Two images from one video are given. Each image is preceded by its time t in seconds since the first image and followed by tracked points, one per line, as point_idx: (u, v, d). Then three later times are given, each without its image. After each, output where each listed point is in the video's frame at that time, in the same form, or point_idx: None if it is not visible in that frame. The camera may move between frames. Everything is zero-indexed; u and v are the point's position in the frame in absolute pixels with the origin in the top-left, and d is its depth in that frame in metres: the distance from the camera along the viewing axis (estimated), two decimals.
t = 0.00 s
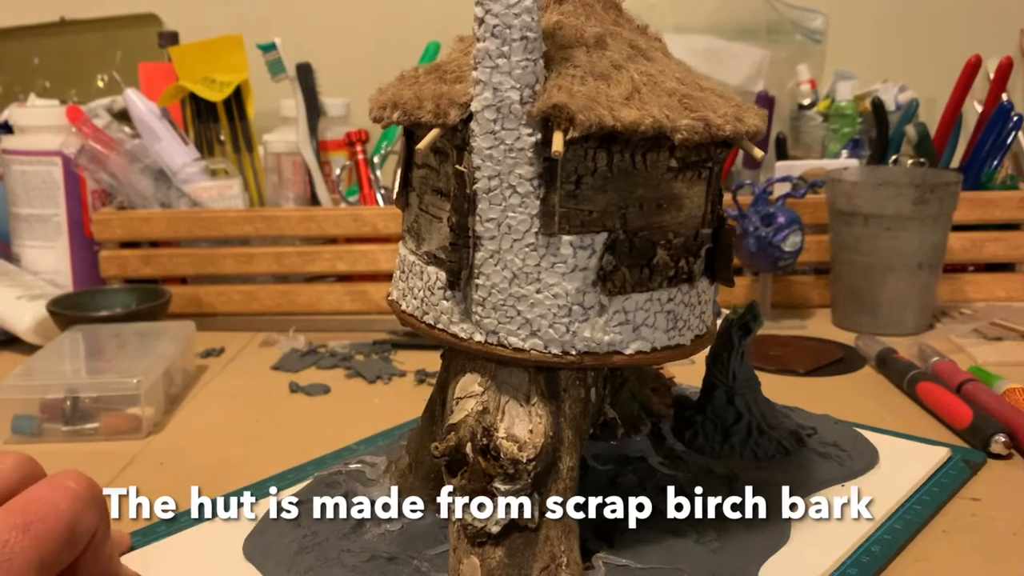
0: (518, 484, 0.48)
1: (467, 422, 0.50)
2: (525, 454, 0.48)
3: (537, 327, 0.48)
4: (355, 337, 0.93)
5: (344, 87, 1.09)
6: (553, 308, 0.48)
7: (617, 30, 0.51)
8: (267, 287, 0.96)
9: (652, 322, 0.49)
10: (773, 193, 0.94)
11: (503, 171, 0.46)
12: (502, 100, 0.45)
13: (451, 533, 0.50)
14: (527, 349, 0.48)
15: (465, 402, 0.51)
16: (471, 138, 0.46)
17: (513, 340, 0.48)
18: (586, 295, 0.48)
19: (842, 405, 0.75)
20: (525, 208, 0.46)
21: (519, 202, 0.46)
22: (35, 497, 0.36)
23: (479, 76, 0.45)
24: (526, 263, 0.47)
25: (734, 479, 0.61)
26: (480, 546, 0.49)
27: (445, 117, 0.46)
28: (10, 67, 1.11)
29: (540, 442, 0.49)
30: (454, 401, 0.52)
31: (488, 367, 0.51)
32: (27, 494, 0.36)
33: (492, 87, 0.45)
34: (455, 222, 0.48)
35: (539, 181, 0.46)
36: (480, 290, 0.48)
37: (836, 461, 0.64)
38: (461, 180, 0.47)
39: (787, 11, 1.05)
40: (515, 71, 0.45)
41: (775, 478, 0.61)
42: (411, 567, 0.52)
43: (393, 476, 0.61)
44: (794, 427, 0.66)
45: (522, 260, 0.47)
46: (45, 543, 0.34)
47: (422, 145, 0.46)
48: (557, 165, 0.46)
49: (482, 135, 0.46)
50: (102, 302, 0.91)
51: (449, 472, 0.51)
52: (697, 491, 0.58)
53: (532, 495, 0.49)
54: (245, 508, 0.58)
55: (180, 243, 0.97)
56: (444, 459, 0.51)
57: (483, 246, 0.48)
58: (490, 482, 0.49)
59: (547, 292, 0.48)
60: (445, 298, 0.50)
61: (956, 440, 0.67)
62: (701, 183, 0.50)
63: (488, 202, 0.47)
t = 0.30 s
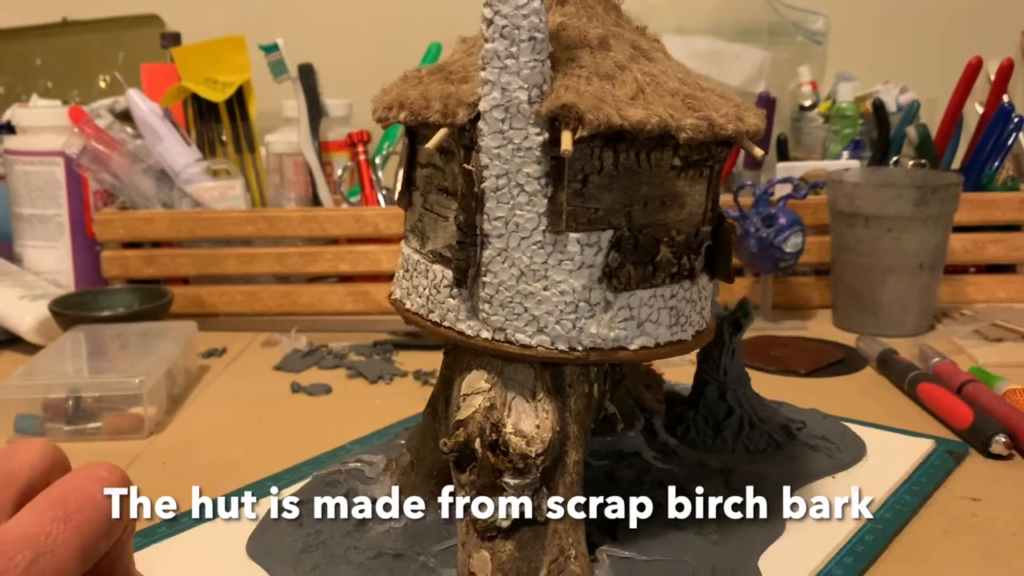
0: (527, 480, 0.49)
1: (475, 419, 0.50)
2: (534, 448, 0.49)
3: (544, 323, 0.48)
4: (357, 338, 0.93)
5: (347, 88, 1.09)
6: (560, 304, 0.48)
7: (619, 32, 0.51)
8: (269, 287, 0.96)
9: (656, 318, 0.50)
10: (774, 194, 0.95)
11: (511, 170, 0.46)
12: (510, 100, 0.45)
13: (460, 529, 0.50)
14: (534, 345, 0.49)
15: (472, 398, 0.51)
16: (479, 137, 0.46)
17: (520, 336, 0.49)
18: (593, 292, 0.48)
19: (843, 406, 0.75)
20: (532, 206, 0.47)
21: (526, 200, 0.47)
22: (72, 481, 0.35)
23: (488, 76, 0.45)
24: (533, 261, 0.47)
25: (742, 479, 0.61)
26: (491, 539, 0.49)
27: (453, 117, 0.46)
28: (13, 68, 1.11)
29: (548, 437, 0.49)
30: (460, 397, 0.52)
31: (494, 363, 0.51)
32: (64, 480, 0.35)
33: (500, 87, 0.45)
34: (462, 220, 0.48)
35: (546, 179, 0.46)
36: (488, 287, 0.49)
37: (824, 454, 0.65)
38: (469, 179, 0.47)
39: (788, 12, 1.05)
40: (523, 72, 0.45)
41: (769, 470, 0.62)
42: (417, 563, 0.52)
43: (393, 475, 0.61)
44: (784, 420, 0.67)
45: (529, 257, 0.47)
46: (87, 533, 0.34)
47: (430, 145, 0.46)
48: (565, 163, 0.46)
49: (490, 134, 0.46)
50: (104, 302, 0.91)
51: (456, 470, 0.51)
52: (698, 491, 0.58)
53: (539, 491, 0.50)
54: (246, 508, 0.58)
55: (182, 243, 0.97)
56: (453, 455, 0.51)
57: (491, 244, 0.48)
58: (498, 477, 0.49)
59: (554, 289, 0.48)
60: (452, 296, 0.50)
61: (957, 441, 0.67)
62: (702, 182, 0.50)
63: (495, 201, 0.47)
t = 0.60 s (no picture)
0: (538, 469, 0.49)
1: (483, 413, 0.50)
2: (543, 437, 0.48)
3: (549, 318, 0.48)
4: (359, 341, 0.93)
5: (347, 91, 1.09)
6: (564, 299, 0.48)
7: (613, 38, 0.52)
8: (270, 290, 0.96)
9: (653, 310, 0.50)
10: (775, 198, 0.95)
11: (518, 171, 0.46)
12: (517, 104, 0.45)
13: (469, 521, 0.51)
14: (540, 340, 0.48)
15: (478, 392, 0.51)
16: (486, 139, 0.46)
17: (526, 331, 0.48)
18: (596, 287, 0.48)
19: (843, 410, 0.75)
20: (539, 205, 0.47)
21: (533, 199, 0.46)
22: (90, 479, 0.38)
23: (495, 80, 0.45)
24: (539, 258, 0.47)
25: (729, 468, 0.63)
26: (503, 529, 0.49)
27: (461, 120, 0.46)
28: (16, 71, 1.11)
29: (554, 427, 0.49)
30: (465, 391, 0.51)
31: (498, 358, 0.51)
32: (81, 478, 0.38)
33: (508, 91, 0.45)
34: (469, 219, 0.47)
35: (552, 179, 0.46)
36: (494, 285, 0.48)
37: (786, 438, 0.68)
38: (477, 180, 0.46)
39: (788, 15, 1.05)
40: (531, 77, 0.45)
41: (746, 456, 0.65)
42: (425, 555, 0.52)
43: (388, 471, 0.62)
44: (752, 408, 0.70)
45: (535, 254, 0.47)
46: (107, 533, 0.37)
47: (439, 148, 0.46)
48: (571, 163, 0.46)
49: (498, 136, 0.46)
50: (105, 305, 0.91)
51: (463, 466, 0.51)
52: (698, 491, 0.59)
53: (549, 480, 0.49)
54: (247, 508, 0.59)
55: (183, 246, 0.97)
56: (462, 448, 0.51)
57: (497, 242, 0.48)
58: (509, 467, 0.49)
59: (559, 285, 0.48)
60: (456, 294, 0.50)
61: (958, 445, 0.67)
62: (692, 180, 0.51)
63: (503, 200, 0.47)
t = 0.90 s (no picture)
0: (577, 472, 0.49)
1: (518, 416, 0.50)
2: (582, 438, 0.49)
3: (582, 320, 0.49)
4: (363, 343, 0.93)
5: (352, 93, 1.09)
6: (597, 301, 0.48)
7: (630, 40, 0.52)
8: (275, 292, 0.96)
9: (679, 310, 0.51)
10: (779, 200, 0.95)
11: (553, 173, 0.46)
12: (553, 106, 0.46)
13: (505, 527, 0.50)
14: (572, 342, 0.49)
15: (509, 398, 0.50)
16: (521, 142, 0.46)
17: (558, 334, 0.49)
18: (627, 288, 0.49)
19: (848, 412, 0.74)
20: (573, 208, 0.47)
21: (567, 202, 0.47)
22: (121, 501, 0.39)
23: (531, 83, 0.46)
24: (573, 261, 0.48)
25: (726, 463, 0.65)
26: (545, 534, 0.49)
27: (495, 124, 0.46)
28: (21, 73, 1.11)
29: (589, 429, 0.50)
30: (495, 398, 0.51)
31: (528, 362, 0.51)
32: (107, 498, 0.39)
33: (545, 93, 0.46)
34: (502, 223, 0.47)
35: (586, 181, 0.47)
36: (527, 288, 0.48)
37: (774, 431, 0.70)
38: (512, 183, 0.47)
39: (792, 17, 1.05)
40: (567, 79, 0.46)
41: (740, 450, 0.67)
42: (456, 565, 0.52)
43: (399, 481, 0.61)
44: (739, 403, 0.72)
45: (569, 257, 0.48)
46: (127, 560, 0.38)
47: (474, 151, 0.46)
48: (606, 165, 0.47)
49: (533, 139, 0.46)
50: (110, 306, 0.91)
51: (495, 472, 0.50)
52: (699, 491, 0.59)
53: (589, 482, 0.50)
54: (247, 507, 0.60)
55: (188, 248, 0.97)
56: (497, 455, 0.50)
57: (531, 245, 0.48)
58: (549, 471, 0.49)
59: (592, 287, 0.48)
60: (485, 299, 0.49)
61: (963, 447, 0.67)
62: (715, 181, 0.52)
63: (537, 203, 0.47)
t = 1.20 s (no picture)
0: (609, 479, 0.49)
1: (544, 425, 0.50)
2: (609, 442, 0.50)
3: (604, 325, 0.49)
4: (364, 346, 0.94)
5: (353, 97, 1.09)
6: (619, 306, 0.49)
7: (633, 45, 0.53)
8: (275, 295, 0.96)
9: (689, 312, 0.53)
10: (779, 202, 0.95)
11: (579, 179, 0.47)
12: (580, 111, 0.46)
13: (535, 538, 0.49)
14: (594, 348, 0.50)
15: (533, 407, 0.51)
16: (547, 148, 0.47)
17: (581, 340, 0.49)
18: (646, 292, 0.50)
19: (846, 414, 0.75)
20: (597, 213, 0.48)
21: (592, 208, 0.48)
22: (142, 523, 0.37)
23: (557, 88, 0.46)
24: (596, 266, 0.49)
25: (707, 458, 0.66)
26: (579, 542, 0.49)
27: (521, 130, 0.46)
28: (23, 77, 1.12)
29: (614, 434, 0.51)
30: (516, 408, 0.51)
31: (546, 369, 0.51)
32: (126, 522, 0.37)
33: (571, 99, 0.46)
34: (527, 230, 0.47)
35: (609, 186, 0.48)
36: (549, 295, 0.49)
37: (739, 425, 0.72)
38: (537, 190, 0.47)
39: (792, 19, 1.06)
40: (593, 84, 0.46)
41: (715, 445, 0.68)
42: None
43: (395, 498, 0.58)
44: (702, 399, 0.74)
45: (592, 262, 0.48)
46: None
47: (501, 158, 0.46)
48: (630, 171, 0.48)
49: (559, 144, 0.47)
50: (112, 309, 0.92)
51: (520, 483, 0.50)
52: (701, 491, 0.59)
53: (618, 488, 0.50)
54: (247, 506, 0.60)
55: (189, 252, 0.97)
56: (526, 465, 0.50)
57: (555, 251, 0.48)
58: (580, 479, 0.49)
59: (614, 292, 0.49)
60: (506, 308, 0.49)
61: (960, 450, 0.67)
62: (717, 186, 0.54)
63: (562, 210, 0.47)
